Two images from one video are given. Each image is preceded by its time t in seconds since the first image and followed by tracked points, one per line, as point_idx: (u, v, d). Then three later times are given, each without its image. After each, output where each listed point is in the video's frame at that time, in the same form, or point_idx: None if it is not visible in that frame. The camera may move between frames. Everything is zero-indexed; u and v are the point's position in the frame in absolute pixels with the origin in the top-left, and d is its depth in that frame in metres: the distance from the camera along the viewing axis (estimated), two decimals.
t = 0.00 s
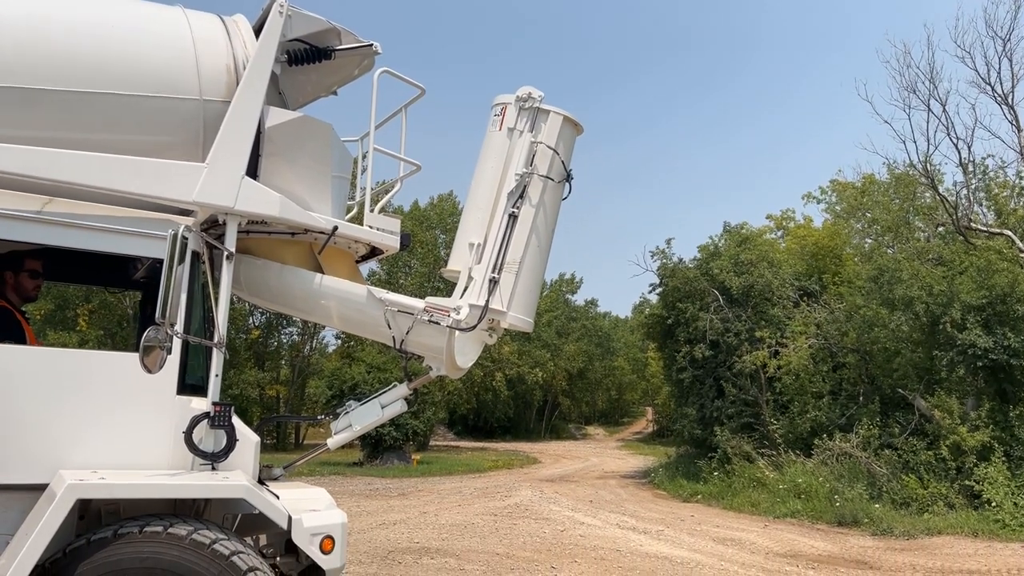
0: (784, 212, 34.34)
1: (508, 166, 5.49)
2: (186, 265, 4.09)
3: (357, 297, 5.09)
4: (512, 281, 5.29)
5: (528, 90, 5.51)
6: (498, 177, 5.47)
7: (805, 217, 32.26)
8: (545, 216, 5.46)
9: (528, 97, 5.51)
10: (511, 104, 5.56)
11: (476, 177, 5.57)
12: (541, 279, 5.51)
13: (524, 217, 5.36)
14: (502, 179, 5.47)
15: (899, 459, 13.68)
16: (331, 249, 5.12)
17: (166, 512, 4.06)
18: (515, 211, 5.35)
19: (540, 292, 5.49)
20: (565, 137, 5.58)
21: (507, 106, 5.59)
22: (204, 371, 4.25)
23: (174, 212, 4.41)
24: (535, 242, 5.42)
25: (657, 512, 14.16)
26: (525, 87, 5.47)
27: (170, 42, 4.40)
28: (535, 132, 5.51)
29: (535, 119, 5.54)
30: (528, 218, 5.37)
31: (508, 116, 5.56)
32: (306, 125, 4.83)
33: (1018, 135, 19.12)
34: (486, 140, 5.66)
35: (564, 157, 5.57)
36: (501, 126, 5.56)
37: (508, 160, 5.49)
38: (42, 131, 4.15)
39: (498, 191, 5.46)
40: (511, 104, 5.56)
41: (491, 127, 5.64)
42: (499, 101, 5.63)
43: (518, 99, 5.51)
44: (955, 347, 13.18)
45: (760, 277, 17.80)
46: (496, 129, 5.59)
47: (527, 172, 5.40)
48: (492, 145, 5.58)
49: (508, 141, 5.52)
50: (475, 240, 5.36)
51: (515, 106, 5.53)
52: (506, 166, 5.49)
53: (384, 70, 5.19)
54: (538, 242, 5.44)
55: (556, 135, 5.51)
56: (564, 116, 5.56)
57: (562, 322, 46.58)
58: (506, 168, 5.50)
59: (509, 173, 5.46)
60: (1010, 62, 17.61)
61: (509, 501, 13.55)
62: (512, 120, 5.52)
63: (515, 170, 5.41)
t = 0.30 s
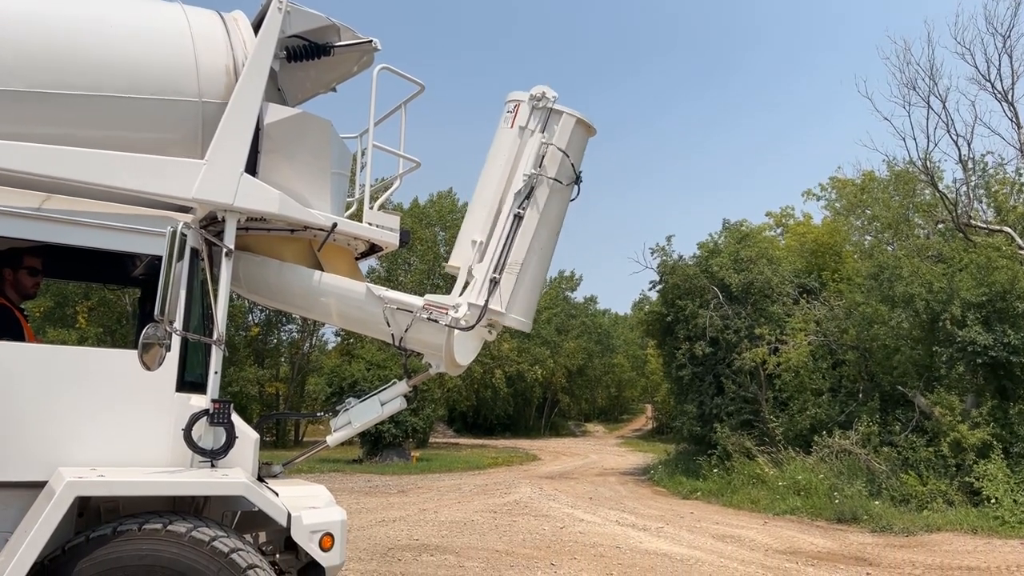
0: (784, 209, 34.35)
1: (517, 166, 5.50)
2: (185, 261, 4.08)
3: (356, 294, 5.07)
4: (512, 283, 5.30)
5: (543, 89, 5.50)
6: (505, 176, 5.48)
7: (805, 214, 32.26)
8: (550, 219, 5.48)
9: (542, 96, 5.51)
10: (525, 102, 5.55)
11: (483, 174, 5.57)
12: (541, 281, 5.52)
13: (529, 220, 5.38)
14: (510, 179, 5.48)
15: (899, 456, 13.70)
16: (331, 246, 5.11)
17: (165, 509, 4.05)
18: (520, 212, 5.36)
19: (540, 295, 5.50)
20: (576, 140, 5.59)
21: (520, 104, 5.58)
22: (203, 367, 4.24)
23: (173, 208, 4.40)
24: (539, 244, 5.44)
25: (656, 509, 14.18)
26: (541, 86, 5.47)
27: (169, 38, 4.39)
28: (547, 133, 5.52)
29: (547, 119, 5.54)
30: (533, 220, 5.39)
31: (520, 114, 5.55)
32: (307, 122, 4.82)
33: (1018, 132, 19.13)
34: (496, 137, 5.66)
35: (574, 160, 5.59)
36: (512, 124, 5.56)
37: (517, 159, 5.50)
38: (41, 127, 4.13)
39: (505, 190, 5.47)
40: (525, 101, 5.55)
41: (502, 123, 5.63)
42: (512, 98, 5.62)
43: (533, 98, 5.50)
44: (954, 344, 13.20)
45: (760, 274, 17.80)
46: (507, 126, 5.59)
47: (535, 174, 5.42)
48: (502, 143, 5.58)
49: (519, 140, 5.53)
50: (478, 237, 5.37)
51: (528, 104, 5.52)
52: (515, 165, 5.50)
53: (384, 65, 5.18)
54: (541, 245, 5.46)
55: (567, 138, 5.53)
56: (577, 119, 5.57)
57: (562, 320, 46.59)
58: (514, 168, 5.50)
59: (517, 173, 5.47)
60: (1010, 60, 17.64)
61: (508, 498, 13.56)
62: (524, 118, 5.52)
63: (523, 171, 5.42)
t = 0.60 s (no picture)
0: (783, 208, 34.37)
1: (535, 171, 5.55)
2: (184, 260, 4.06)
3: (356, 292, 5.07)
4: (515, 287, 5.32)
5: (572, 98, 5.55)
6: (522, 178, 5.51)
7: (804, 213, 32.27)
8: (560, 230, 5.53)
9: (570, 104, 5.56)
10: (552, 107, 5.58)
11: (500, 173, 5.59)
12: (544, 290, 5.54)
13: (540, 228, 5.42)
14: (526, 184, 5.51)
15: (898, 455, 13.71)
16: (330, 244, 5.10)
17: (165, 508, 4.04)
18: (532, 219, 5.41)
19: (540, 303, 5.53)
20: (597, 154, 5.66)
21: (547, 108, 5.61)
22: (203, 366, 4.23)
23: (172, 207, 4.39)
24: (546, 253, 5.48)
25: (656, 507, 14.18)
26: (570, 94, 5.52)
27: (169, 36, 4.37)
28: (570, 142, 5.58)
29: (572, 129, 5.60)
30: (544, 228, 5.44)
31: (546, 119, 5.59)
32: (308, 120, 4.82)
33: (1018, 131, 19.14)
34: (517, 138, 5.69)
35: (592, 173, 5.66)
36: (537, 128, 5.60)
37: (537, 164, 5.55)
38: (40, 124, 4.12)
39: (519, 193, 5.50)
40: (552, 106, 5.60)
41: (527, 124, 5.66)
42: (541, 100, 5.64)
43: (562, 104, 5.55)
44: (953, 343, 13.21)
45: (759, 273, 17.80)
46: (531, 128, 5.62)
47: (553, 182, 5.47)
48: (522, 145, 5.62)
49: (540, 145, 5.57)
50: (488, 238, 5.39)
51: (555, 109, 5.56)
52: (533, 170, 5.54)
53: (384, 63, 5.17)
54: (548, 254, 5.51)
55: (589, 151, 5.60)
56: (602, 132, 5.64)
57: (560, 318, 46.59)
58: (533, 173, 5.54)
59: (535, 179, 5.51)
60: (1009, 59, 17.61)
61: (508, 496, 13.55)
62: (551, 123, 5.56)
63: (541, 178, 5.47)
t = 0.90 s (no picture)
0: (781, 207, 34.38)
1: (548, 178, 5.56)
2: (182, 259, 4.05)
3: (354, 291, 5.06)
4: (514, 293, 5.34)
5: (595, 109, 5.56)
6: (534, 185, 5.52)
7: (802, 212, 32.28)
8: (566, 241, 5.54)
9: (591, 114, 5.56)
10: (574, 114, 5.56)
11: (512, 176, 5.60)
12: (543, 299, 5.55)
13: (546, 237, 5.43)
14: (538, 191, 5.52)
15: (896, 454, 13.71)
16: (328, 243, 5.10)
17: (163, 507, 4.03)
18: (540, 227, 5.41)
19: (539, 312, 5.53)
20: (612, 168, 5.67)
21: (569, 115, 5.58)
22: (201, 365, 4.22)
23: (170, 205, 4.38)
24: (551, 262, 5.48)
25: (654, 506, 14.19)
26: (593, 105, 5.53)
27: (167, 35, 4.35)
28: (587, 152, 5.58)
29: (590, 140, 5.60)
30: (551, 237, 5.44)
31: (566, 126, 5.57)
32: (308, 119, 4.82)
33: (1016, 131, 19.17)
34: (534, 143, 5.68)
35: (605, 186, 5.66)
36: (556, 134, 5.59)
37: (551, 172, 5.55)
38: (38, 123, 4.11)
39: (529, 198, 5.50)
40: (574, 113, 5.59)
41: (546, 129, 5.64)
42: (562, 106, 5.61)
43: (584, 114, 5.55)
44: (952, 342, 13.22)
45: (758, 272, 17.80)
46: (549, 134, 5.61)
47: (564, 192, 5.48)
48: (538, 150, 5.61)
49: (556, 152, 5.58)
50: (493, 240, 5.41)
51: (576, 118, 5.55)
52: (546, 177, 5.54)
53: (382, 62, 5.16)
54: (553, 264, 5.50)
55: (604, 164, 5.62)
56: (619, 147, 5.65)
57: (559, 318, 46.59)
58: (546, 180, 5.55)
59: (547, 186, 5.52)
60: (1008, 58, 17.60)
61: (506, 495, 13.55)
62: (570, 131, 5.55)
63: (553, 187, 5.48)
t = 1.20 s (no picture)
0: (779, 206, 34.36)
1: (558, 186, 5.54)
2: (179, 257, 4.04)
3: (352, 290, 5.05)
4: (512, 298, 5.31)
5: (611, 120, 5.55)
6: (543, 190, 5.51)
7: (800, 211, 32.32)
8: (570, 251, 5.49)
9: (607, 125, 5.55)
10: (590, 123, 5.56)
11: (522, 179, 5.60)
12: (542, 308, 5.51)
13: (550, 244, 5.39)
14: (547, 198, 5.51)
15: (894, 452, 13.72)
16: (326, 242, 5.09)
17: (160, 506, 4.02)
18: (544, 233, 5.39)
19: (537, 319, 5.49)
20: (624, 181, 5.61)
21: (585, 123, 5.58)
22: (198, 363, 4.21)
23: (168, 203, 4.37)
24: (553, 270, 5.44)
25: (652, 505, 14.20)
26: (610, 116, 5.52)
27: (165, 35, 4.34)
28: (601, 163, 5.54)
29: (604, 151, 5.57)
30: (554, 245, 5.40)
31: (581, 135, 5.56)
32: (306, 117, 4.81)
33: (1013, 130, 19.21)
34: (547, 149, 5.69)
35: (616, 199, 5.59)
36: (570, 142, 5.57)
37: (561, 179, 5.53)
38: (35, 121, 4.09)
39: (537, 205, 5.51)
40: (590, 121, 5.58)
41: (561, 135, 5.62)
42: (580, 114, 5.61)
43: (600, 124, 5.54)
44: (949, 341, 13.24)
45: (756, 271, 17.79)
46: (563, 141, 5.59)
47: (573, 201, 5.44)
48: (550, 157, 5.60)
49: (568, 160, 5.55)
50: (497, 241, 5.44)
51: (592, 127, 5.54)
52: (556, 184, 5.53)
53: (379, 60, 5.15)
54: (555, 272, 5.45)
55: (616, 177, 5.55)
56: (633, 161, 5.59)
57: (557, 316, 46.57)
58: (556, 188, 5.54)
59: (555, 194, 5.50)
60: (1005, 57, 17.59)
61: (504, 494, 13.56)
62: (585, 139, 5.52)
63: (562, 195, 5.46)
